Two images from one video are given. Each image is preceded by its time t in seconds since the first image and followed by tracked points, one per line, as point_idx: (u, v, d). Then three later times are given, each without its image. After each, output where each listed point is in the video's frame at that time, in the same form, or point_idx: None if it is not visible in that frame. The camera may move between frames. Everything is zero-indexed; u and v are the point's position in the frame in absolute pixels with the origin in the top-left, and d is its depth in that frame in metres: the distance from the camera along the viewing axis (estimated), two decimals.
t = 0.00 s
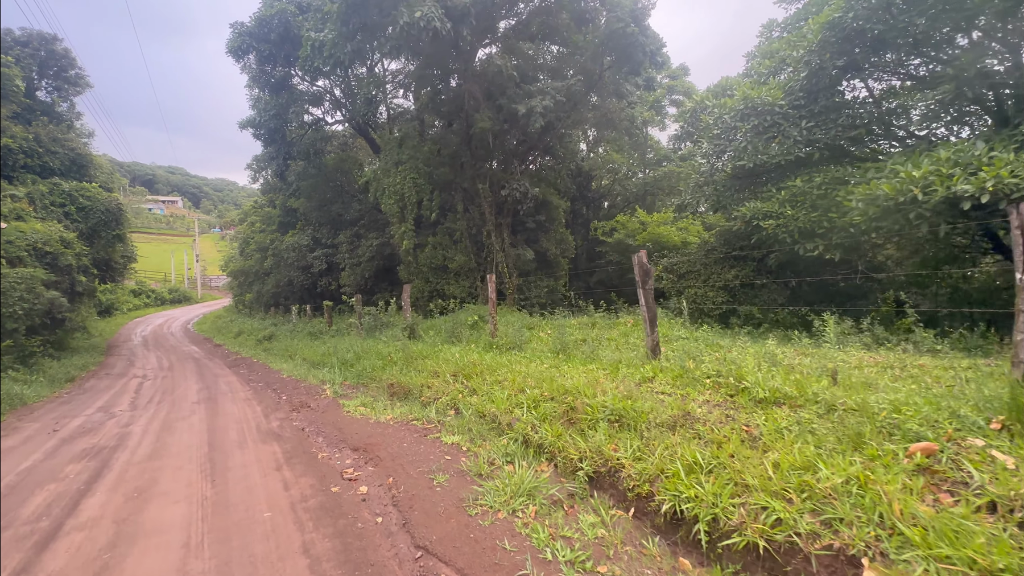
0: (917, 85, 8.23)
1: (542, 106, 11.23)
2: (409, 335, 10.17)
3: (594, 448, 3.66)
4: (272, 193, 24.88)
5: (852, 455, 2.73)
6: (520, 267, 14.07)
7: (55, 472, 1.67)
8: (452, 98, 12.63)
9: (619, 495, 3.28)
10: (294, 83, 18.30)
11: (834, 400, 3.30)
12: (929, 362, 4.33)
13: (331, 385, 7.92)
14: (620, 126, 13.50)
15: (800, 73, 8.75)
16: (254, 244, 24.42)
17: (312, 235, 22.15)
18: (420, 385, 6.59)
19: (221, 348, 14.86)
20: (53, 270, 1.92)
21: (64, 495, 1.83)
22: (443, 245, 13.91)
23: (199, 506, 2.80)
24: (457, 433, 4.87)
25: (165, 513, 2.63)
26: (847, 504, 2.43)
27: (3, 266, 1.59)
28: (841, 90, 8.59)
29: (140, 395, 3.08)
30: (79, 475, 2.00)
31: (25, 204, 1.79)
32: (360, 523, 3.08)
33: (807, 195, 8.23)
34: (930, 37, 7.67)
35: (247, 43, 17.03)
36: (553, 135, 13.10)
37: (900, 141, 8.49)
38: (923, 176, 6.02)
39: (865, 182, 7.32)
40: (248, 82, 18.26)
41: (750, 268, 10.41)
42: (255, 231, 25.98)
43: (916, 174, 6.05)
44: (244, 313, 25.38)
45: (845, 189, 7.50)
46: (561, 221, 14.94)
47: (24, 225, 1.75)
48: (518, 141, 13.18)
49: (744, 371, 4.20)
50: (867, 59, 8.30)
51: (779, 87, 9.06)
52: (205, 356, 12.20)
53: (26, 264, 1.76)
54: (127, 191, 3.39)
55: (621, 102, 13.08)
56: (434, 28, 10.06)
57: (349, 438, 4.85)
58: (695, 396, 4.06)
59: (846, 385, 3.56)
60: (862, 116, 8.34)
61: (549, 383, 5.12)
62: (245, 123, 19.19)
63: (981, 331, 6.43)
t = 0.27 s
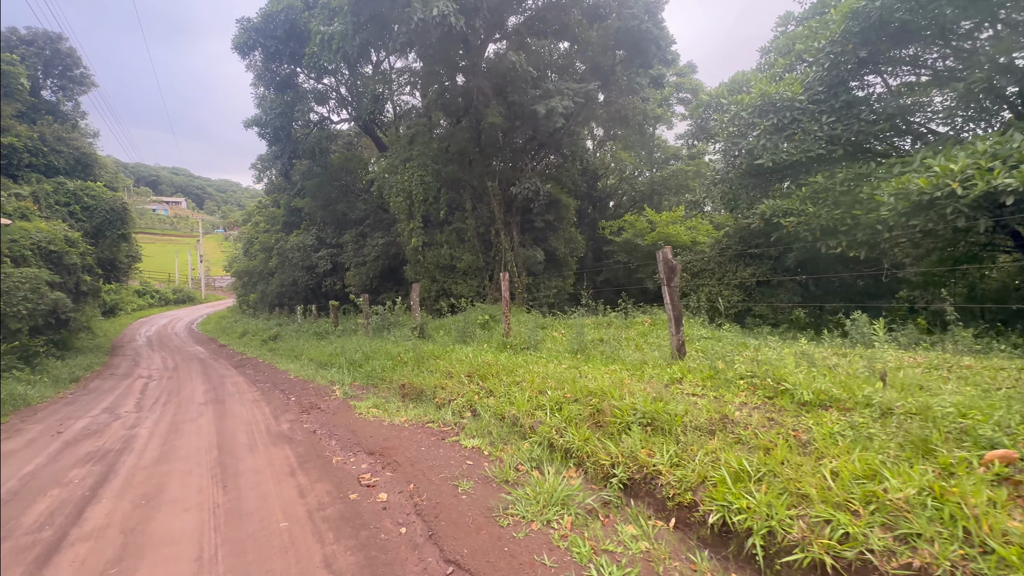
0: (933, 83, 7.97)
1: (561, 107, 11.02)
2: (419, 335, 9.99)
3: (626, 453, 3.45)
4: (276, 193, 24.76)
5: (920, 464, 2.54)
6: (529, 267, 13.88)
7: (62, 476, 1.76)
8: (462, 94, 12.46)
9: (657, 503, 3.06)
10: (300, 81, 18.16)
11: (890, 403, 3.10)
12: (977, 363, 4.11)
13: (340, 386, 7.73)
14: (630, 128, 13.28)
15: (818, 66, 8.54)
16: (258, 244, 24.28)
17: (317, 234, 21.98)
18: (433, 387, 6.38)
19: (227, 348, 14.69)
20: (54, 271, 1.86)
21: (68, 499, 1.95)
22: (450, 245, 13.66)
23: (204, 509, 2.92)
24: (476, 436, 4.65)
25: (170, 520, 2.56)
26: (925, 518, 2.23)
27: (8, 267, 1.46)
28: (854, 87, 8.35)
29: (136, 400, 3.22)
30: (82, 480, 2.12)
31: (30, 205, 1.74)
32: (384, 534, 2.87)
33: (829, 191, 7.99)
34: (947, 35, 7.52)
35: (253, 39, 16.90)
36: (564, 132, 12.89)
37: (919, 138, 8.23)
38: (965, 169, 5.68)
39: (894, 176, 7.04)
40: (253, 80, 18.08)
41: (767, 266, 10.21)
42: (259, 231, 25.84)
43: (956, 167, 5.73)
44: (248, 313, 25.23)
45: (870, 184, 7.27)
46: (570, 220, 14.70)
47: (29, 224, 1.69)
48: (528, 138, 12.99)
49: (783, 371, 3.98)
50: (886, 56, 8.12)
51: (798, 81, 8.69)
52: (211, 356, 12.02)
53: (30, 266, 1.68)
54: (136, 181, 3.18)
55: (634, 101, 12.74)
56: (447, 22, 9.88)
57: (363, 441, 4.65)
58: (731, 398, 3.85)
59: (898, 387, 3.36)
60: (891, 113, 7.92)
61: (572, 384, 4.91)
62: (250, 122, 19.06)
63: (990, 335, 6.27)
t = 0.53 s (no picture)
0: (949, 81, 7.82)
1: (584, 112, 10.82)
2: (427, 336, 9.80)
3: (660, 464, 3.26)
4: (279, 193, 24.64)
5: (993, 482, 2.38)
6: (537, 267, 13.69)
7: (62, 486, 1.60)
8: (471, 91, 12.27)
9: (696, 520, 2.88)
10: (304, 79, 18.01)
11: (949, 414, 2.92)
12: None
13: (349, 389, 7.55)
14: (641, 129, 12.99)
15: (837, 60, 8.31)
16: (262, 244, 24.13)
17: (321, 234, 21.82)
18: (446, 390, 6.20)
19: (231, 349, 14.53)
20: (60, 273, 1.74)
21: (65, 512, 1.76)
22: (457, 244, 13.53)
23: (215, 525, 2.73)
24: (495, 444, 4.45)
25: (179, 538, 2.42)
26: (1009, 544, 2.07)
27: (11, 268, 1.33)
28: (866, 84, 8.13)
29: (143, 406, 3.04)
30: (83, 492, 1.94)
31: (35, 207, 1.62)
32: (407, 553, 2.69)
33: (850, 189, 7.78)
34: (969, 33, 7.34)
35: (257, 37, 16.77)
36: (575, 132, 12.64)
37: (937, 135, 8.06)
38: (1005, 162, 5.61)
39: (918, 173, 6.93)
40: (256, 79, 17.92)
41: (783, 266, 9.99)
42: (262, 231, 25.71)
43: (994, 160, 5.67)
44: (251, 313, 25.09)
45: (894, 181, 7.06)
46: (578, 220, 14.46)
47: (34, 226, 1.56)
48: (536, 136, 12.79)
49: (821, 377, 3.79)
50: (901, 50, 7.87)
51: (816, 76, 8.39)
52: (215, 357, 11.86)
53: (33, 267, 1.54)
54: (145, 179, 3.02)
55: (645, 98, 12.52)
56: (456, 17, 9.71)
57: (377, 449, 4.46)
58: (767, 405, 3.65)
59: (952, 395, 3.17)
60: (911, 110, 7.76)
61: (593, 389, 4.72)
62: (254, 121, 18.92)
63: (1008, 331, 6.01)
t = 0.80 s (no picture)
0: (970, 68, 7.65)
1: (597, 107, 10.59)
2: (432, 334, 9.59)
3: (694, 469, 3.07)
4: (279, 190, 24.36)
5: None
6: (542, 264, 13.49)
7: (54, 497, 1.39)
8: (476, 83, 12.05)
9: (738, 529, 2.68)
10: (303, 75, 17.75)
11: (1011, 415, 2.74)
12: None
13: (353, 388, 7.33)
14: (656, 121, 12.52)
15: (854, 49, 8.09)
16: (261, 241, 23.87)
17: (321, 232, 21.55)
18: (456, 389, 5.98)
19: (231, 348, 14.30)
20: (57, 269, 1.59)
21: (57, 522, 1.57)
22: (461, 241, 13.33)
23: (219, 535, 2.53)
24: (512, 446, 4.24)
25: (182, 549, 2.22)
26: None
27: None
28: (881, 73, 8.06)
29: (144, 402, 2.84)
30: (78, 500, 1.75)
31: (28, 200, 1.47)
32: (428, 569, 2.47)
33: (868, 182, 7.58)
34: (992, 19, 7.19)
35: (256, 30, 16.51)
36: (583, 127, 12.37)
37: (952, 129, 7.97)
38: None
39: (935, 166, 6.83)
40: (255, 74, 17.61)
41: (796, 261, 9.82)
42: (261, 228, 25.43)
43: None
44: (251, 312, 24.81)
45: (916, 173, 6.84)
46: (583, 216, 14.25)
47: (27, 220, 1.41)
48: (542, 130, 12.57)
49: (861, 375, 3.58)
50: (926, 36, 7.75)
51: (833, 66, 8.08)
52: (215, 356, 11.62)
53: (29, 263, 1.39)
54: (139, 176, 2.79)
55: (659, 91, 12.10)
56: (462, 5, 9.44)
57: (388, 452, 4.24)
58: (804, 405, 3.45)
59: (1009, 394, 2.98)
60: (929, 96, 7.79)
61: (613, 388, 4.51)
62: (253, 117, 18.64)
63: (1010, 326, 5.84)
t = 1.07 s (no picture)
0: (985, 58, 7.55)
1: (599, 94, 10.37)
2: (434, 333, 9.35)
3: (731, 477, 2.87)
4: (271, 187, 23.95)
5: None
6: (543, 261, 13.28)
7: (38, 514, 1.20)
8: (478, 76, 11.80)
9: (785, 544, 2.49)
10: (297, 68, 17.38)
11: None
12: None
13: (354, 389, 7.08)
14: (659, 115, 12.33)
15: (867, 40, 7.96)
16: (255, 239, 23.44)
17: (316, 229, 21.20)
18: (463, 390, 5.75)
19: (225, 348, 13.95)
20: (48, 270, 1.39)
21: (41, 546, 1.37)
22: (461, 238, 13.10)
23: (219, 557, 2.29)
24: (527, 452, 4.02)
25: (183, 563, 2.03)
26: None
27: None
28: (893, 65, 7.95)
29: (137, 408, 2.62)
30: (64, 517, 1.55)
31: (18, 199, 1.26)
32: None
33: (882, 176, 7.45)
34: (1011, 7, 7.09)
35: (249, 22, 16.11)
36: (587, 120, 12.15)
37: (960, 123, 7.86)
38: None
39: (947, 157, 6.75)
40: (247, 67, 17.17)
41: (803, 257, 9.72)
42: (254, 226, 25.00)
43: None
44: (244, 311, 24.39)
45: (932, 166, 6.70)
46: (583, 212, 14.07)
47: (15, 214, 1.20)
48: (544, 124, 12.36)
49: (899, 375, 3.39)
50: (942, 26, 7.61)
51: (846, 55, 7.88)
52: (208, 356, 11.28)
53: (15, 261, 1.17)
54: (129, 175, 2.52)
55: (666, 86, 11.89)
56: None
57: (396, 459, 4.00)
58: (840, 407, 3.26)
59: None
60: (940, 89, 7.72)
61: (631, 390, 4.30)
62: (245, 113, 18.22)
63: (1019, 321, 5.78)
